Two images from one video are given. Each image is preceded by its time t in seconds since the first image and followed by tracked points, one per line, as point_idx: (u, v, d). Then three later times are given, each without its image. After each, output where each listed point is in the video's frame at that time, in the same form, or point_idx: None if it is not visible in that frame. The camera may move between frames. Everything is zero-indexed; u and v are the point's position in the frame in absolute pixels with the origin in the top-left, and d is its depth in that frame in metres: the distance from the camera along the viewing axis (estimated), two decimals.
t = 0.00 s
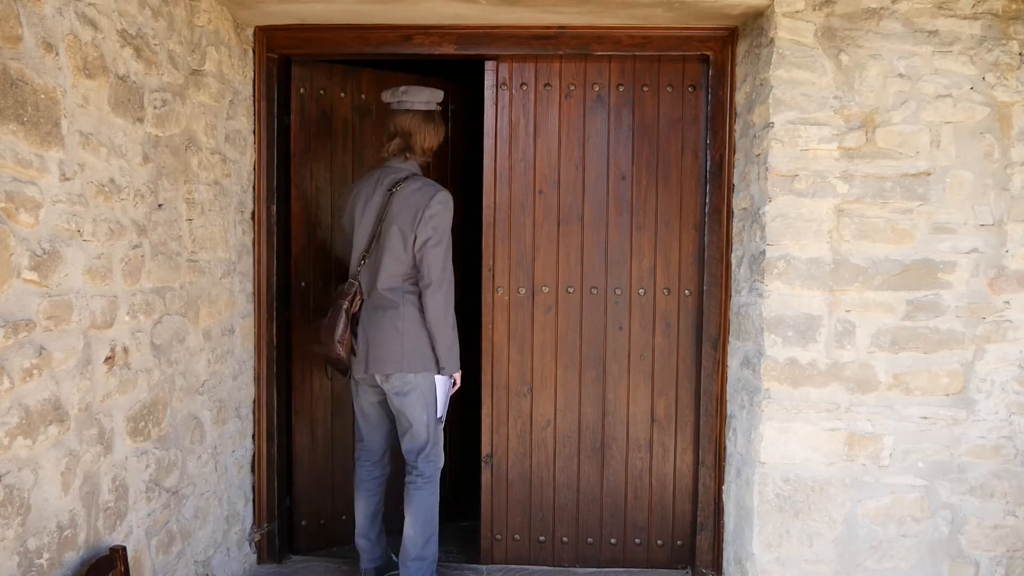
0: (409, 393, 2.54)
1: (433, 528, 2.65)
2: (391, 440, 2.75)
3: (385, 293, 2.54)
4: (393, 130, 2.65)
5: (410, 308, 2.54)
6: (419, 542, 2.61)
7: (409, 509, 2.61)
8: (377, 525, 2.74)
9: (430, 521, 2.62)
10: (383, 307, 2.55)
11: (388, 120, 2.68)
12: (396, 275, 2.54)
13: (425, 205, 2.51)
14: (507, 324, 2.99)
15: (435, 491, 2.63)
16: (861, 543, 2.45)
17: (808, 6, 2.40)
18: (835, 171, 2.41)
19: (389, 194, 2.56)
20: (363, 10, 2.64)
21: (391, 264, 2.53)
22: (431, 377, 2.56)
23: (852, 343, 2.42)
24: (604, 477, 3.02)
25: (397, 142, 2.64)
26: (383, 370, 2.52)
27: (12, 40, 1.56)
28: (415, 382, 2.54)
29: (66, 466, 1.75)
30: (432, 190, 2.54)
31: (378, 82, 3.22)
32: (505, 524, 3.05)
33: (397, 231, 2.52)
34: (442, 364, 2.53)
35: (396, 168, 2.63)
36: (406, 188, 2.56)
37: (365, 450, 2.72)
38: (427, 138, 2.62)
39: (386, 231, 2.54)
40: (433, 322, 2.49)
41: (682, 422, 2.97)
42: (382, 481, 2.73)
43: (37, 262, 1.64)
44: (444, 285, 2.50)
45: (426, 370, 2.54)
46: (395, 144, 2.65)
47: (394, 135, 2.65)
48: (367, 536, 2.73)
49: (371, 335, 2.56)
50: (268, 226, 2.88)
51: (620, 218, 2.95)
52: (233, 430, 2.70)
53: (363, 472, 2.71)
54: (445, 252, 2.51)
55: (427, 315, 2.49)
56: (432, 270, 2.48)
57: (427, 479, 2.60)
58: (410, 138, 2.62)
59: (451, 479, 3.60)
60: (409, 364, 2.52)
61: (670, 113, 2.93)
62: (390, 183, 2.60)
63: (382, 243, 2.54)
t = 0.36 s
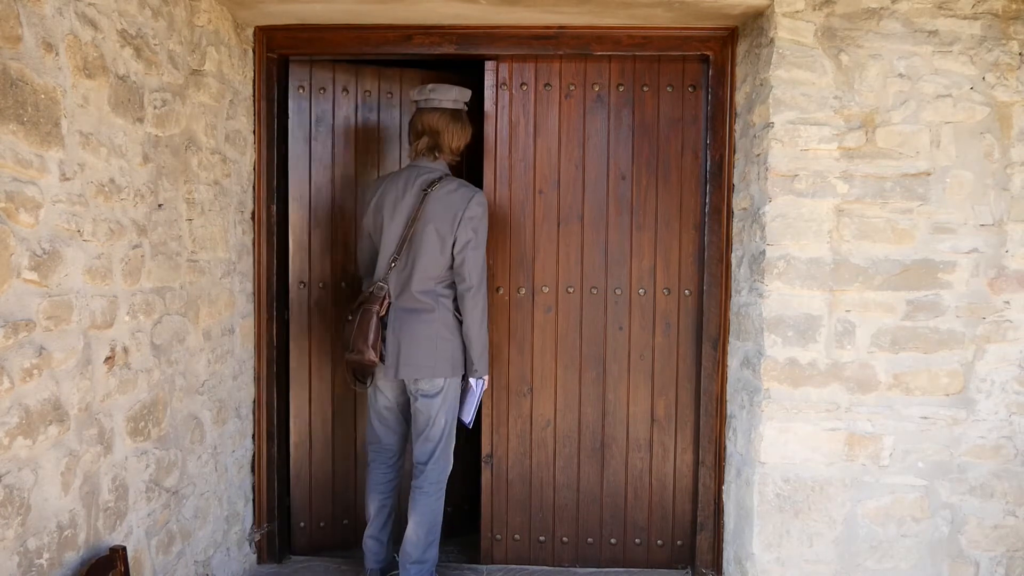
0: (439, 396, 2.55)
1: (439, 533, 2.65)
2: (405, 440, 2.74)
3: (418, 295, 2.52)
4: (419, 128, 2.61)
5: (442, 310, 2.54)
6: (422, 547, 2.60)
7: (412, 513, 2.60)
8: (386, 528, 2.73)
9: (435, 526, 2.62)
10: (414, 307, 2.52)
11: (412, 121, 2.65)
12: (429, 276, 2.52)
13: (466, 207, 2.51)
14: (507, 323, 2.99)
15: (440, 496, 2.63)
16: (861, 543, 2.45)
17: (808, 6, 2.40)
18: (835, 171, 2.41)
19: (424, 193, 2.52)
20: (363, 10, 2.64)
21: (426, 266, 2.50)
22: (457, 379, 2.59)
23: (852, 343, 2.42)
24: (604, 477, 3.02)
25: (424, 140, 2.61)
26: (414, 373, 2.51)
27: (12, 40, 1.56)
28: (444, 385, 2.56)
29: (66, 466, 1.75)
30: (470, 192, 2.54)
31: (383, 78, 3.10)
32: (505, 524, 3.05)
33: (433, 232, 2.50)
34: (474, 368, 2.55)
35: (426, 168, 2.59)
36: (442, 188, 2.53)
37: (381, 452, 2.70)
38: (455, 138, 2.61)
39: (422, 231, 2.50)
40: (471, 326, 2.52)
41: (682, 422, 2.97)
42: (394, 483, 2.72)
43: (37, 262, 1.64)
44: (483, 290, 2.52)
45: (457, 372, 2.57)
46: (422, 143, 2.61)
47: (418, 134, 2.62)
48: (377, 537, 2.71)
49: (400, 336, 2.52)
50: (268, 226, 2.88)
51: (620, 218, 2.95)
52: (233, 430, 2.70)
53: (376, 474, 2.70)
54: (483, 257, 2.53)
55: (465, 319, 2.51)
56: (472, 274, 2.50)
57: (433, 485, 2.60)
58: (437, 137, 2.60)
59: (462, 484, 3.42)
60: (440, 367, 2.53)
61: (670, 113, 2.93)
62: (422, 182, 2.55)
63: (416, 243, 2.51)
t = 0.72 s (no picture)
0: (449, 398, 2.56)
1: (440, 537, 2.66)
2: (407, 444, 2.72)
3: (432, 296, 2.51)
4: (428, 126, 2.59)
5: (454, 312, 2.54)
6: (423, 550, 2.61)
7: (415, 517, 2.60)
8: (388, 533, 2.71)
9: (435, 529, 2.63)
10: (426, 308, 2.51)
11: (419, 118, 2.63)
12: (443, 277, 2.52)
13: (482, 209, 2.53)
14: (507, 323, 2.99)
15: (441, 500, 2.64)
16: (860, 543, 2.45)
17: (808, 7, 2.40)
18: (835, 171, 2.41)
19: (439, 193, 2.51)
20: (363, 10, 2.63)
21: (439, 267, 2.50)
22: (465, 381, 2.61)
23: (852, 343, 2.42)
24: (604, 477, 3.02)
25: (434, 138, 2.59)
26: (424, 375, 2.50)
27: (12, 40, 1.56)
28: (453, 388, 2.56)
29: (66, 466, 1.75)
30: (487, 194, 2.55)
31: (383, 75, 3.01)
32: (505, 524, 3.05)
33: (449, 233, 2.50)
34: (483, 369, 2.58)
35: (437, 168, 2.58)
36: (458, 189, 2.53)
37: (385, 456, 2.68)
38: (462, 137, 2.60)
39: (437, 232, 2.49)
40: (484, 328, 2.54)
41: (682, 422, 2.97)
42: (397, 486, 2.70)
43: (37, 262, 1.64)
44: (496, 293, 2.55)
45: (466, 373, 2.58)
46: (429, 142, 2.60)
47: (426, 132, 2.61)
48: (380, 540, 2.70)
49: (411, 338, 2.50)
50: (268, 225, 2.88)
51: (620, 218, 2.95)
52: (233, 430, 2.70)
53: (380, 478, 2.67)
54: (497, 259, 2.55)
55: (478, 321, 2.53)
56: (487, 276, 2.53)
57: (434, 489, 2.60)
58: (446, 135, 2.59)
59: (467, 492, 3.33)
60: (451, 370, 2.53)
61: (670, 113, 2.93)
62: (436, 181, 2.54)
63: (431, 244, 2.50)
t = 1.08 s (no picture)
0: (442, 400, 2.55)
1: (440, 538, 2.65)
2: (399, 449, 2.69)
3: (423, 296, 2.50)
4: (416, 126, 2.57)
5: (446, 312, 2.53)
6: (424, 551, 2.60)
7: (413, 519, 2.59)
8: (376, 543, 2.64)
9: (435, 531, 2.62)
10: (419, 309, 2.50)
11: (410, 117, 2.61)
12: (434, 277, 2.51)
13: (473, 208, 2.53)
14: (507, 323, 2.99)
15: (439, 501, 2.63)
16: (860, 543, 2.45)
17: (808, 6, 2.40)
18: (835, 171, 2.41)
19: (430, 193, 2.50)
20: (363, 10, 2.63)
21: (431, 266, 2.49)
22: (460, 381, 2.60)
23: (852, 343, 2.42)
24: (604, 477, 3.02)
25: (423, 138, 2.57)
26: (419, 377, 2.49)
27: (12, 40, 1.56)
28: (447, 389, 2.56)
29: (66, 466, 1.75)
30: (478, 193, 2.55)
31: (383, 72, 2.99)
32: (505, 524, 3.05)
33: (440, 233, 2.49)
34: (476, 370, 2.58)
35: (428, 167, 2.57)
36: (448, 188, 2.52)
37: (376, 462, 2.64)
38: (452, 136, 2.57)
39: (429, 231, 2.49)
40: (478, 328, 2.54)
41: (682, 423, 2.98)
42: (388, 494, 2.65)
43: (37, 262, 1.64)
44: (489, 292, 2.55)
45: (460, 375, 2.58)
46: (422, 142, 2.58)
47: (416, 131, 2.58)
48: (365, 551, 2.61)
49: (403, 339, 2.48)
50: (268, 225, 2.88)
51: (620, 219, 2.95)
52: (233, 430, 2.70)
53: (370, 485, 2.62)
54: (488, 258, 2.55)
55: (471, 321, 2.53)
56: (479, 275, 2.52)
57: (432, 490, 2.59)
58: (435, 134, 2.56)
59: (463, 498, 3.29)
60: (446, 371, 2.52)
61: (670, 113, 2.93)
62: (427, 181, 2.53)
63: (422, 243, 2.49)
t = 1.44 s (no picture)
0: (416, 399, 2.53)
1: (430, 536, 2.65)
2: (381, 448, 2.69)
3: (393, 296, 2.49)
4: (387, 124, 2.55)
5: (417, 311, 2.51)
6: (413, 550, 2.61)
7: (403, 518, 2.60)
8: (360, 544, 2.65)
9: (427, 529, 2.62)
10: (391, 309, 2.49)
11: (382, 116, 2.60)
12: (403, 276, 2.49)
13: (439, 204, 2.48)
14: (507, 323, 2.99)
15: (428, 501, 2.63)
16: (860, 543, 2.45)
17: (808, 6, 2.40)
18: (835, 171, 2.41)
19: (396, 191, 2.48)
20: (363, 10, 2.63)
21: (398, 266, 2.47)
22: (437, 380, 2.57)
23: (852, 343, 2.42)
24: (604, 478, 3.02)
25: (392, 137, 2.56)
26: (391, 377, 2.48)
27: (12, 40, 1.56)
28: (422, 388, 2.53)
29: (66, 467, 1.75)
30: (444, 189, 2.50)
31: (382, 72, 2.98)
32: (505, 524, 3.05)
33: (406, 232, 2.47)
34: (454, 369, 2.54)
35: (396, 166, 2.55)
36: (414, 186, 2.49)
37: (356, 463, 2.65)
38: (422, 133, 2.53)
39: (396, 230, 2.47)
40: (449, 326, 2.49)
41: (682, 423, 2.98)
42: (369, 494, 2.66)
43: (37, 262, 1.64)
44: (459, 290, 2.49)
45: (434, 375, 2.55)
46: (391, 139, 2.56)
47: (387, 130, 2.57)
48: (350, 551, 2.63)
49: (375, 339, 2.48)
50: (268, 225, 2.88)
51: (620, 219, 2.95)
52: (233, 430, 2.70)
53: (351, 487, 2.63)
54: (457, 255, 2.50)
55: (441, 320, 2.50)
56: (447, 273, 2.47)
57: (420, 489, 2.59)
58: (404, 132, 2.54)
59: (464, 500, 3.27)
60: (419, 370, 2.50)
61: (670, 113, 2.93)
62: (395, 179, 2.51)
63: (390, 243, 2.47)
